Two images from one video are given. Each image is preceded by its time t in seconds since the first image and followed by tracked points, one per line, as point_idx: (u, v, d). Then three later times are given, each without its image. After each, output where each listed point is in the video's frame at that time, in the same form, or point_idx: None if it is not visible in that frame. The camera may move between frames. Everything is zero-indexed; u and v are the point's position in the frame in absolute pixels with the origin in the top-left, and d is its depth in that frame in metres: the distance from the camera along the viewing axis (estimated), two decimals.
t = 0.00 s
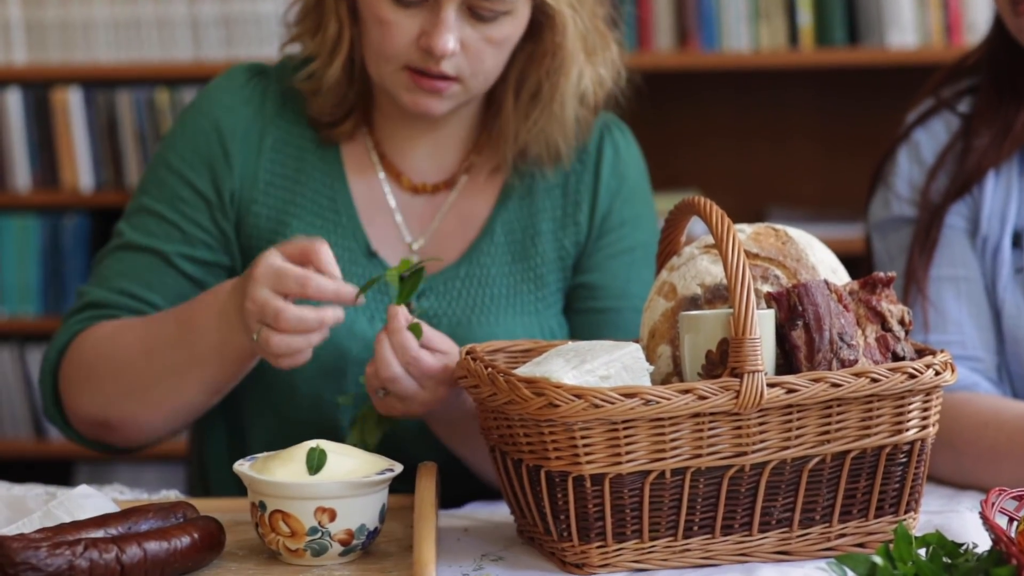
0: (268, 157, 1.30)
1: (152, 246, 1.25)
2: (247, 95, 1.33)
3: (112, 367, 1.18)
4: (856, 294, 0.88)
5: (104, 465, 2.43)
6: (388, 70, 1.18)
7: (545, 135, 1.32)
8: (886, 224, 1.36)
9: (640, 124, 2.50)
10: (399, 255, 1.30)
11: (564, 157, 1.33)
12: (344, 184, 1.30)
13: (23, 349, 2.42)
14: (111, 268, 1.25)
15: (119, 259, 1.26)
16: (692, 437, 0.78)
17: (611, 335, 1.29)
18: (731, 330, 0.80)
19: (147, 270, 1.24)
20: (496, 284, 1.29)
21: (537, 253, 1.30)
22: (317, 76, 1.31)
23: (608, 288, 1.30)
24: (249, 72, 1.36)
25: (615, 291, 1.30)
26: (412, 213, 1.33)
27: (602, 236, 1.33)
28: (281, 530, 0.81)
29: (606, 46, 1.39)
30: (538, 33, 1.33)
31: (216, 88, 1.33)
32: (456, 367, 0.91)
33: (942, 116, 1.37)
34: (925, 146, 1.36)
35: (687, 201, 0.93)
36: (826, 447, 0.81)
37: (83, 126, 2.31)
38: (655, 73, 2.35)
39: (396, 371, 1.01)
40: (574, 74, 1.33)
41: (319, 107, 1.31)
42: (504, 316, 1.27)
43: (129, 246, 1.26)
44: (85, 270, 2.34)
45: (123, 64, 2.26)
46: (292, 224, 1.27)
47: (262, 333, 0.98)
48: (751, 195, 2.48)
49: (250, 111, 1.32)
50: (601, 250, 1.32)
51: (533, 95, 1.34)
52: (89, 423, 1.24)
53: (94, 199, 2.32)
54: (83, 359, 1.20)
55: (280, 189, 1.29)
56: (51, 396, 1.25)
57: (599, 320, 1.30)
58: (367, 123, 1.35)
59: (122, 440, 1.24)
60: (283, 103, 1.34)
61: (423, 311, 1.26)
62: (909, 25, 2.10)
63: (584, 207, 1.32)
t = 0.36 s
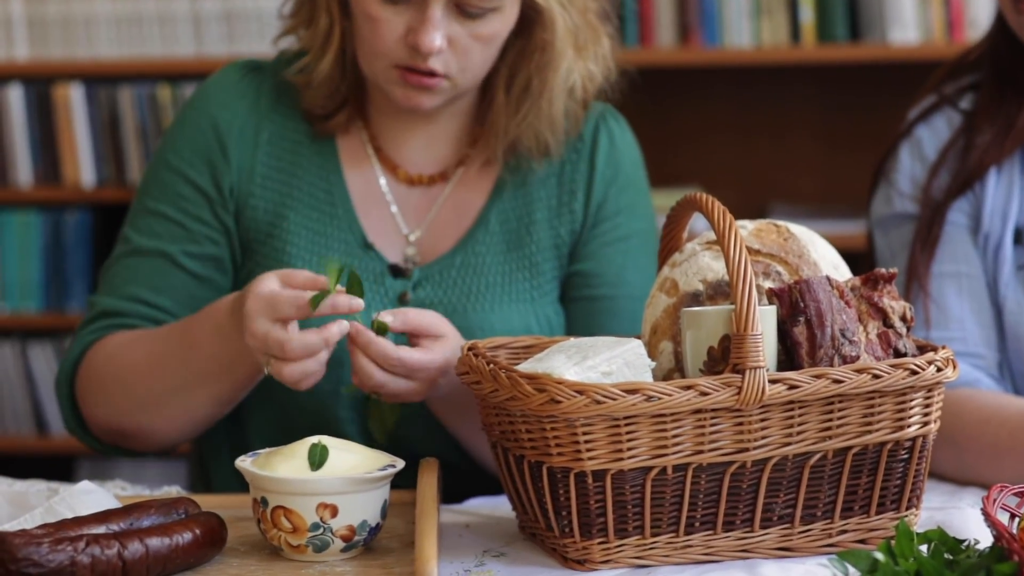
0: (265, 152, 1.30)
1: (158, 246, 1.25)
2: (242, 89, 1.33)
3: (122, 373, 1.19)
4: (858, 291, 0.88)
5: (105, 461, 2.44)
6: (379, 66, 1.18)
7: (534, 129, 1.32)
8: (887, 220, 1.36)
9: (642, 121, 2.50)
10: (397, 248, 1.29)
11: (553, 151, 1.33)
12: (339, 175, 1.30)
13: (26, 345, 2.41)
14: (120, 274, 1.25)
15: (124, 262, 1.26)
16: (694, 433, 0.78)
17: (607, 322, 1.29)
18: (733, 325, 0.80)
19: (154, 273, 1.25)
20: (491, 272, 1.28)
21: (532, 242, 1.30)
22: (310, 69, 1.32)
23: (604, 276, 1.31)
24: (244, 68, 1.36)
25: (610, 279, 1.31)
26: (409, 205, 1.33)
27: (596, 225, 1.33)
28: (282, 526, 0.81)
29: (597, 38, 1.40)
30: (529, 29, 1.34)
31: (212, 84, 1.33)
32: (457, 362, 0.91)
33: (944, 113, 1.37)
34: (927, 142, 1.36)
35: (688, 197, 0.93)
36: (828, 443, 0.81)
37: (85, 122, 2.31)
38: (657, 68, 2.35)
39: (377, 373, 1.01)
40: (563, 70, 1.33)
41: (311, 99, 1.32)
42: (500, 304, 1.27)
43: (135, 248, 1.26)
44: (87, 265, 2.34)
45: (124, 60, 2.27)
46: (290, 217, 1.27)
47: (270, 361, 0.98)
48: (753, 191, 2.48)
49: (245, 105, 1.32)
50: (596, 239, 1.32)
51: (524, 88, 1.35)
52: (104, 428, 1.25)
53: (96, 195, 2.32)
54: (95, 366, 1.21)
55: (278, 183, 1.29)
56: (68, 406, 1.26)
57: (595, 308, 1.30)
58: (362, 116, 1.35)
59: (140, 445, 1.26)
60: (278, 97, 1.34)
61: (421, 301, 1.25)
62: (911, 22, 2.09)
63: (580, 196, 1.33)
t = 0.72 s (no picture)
0: (261, 151, 1.30)
1: (153, 247, 1.25)
2: (237, 89, 1.33)
3: (118, 374, 1.19)
4: (856, 288, 0.88)
5: (105, 459, 2.44)
6: (376, 62, 1.18)
7: (529, 126, 1.32)
8: (886, 218, 1.36)
9: (641, 119, 2.50)
10: (393, 246, 1.29)
11: (547, 150, 1.34)
12: (335, 174, 1.30)
13: (24, 344, 2.41)
14: (115, 274, 1.25)
15: (120, 264, 1.26)
16: (693, 431, 0.78)
17: (602, 318, 1.29)
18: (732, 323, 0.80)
19: (149, 272, 1.24)
20: (484, 269, 1.28)
21: (525, 238, 1.30)
22: (306, 63, 1.32)
23: (595, 270, 1.31)
24: (239, 67, 1.37)
25: (603, 275, 1.31)
26: (404, 204, 1.32)
27: (590, 220, 1.33)
28: (281, 524, 0.81)
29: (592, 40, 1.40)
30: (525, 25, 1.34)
31: (208, 83, 1.33)
32: (456, 360, 0.91)
33: (942, 111, 1.37)
34: (926, 140, 1.36)
35: (687, 196, 0.93)
36: (826, 441, 0.81)
37: (83, 120, 2.31)
38: (656, 66, 2.35)
39: (379, 359, 1.01)
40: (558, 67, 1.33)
41: (307, 95, 1.32)
42: (496, 301, 1.27)
43: (130, 249, 1.26)
44: (86, 264, 2.34)
45: (123, 59, 2.27)
46: (285, 216, 1.27)
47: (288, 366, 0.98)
48: (752, 189, 2.47)
49: (240, 105, 1.32)
50: (591, 234, 1.32)
51: (519, 86, 1.35)
52: (102, 429, 1.24)
53: (95, 193, 2.32)
54: (91, 368, 1.21)
55: (273, 182, 1.29)
56: (65, 407, 1.26)
57: (587, 301, 1.31)
58: (357, 112, 1.36)
59: (140, 446, 1.26)
60: (273, 96, 1.34)
61: (415, 300, 1.25)
62: (909, 20, 2.10)
63: (574, 192, 1.32)
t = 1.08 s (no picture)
0: (260, 149, 1.30)
1: (152, 246, 1.25)
2: (237, 87, 1.33)
3: (118, 371, 1.19)
4: (855, 284, 0.88)
5: (104, 455, 2.44)
6: (376, 58, 1.18)
7: (533, 122, 1.32)
8: (886, 215, 1.36)
9: (640, 115, 2.49)
10: (391, 244, 1.28)
11: (551, 146, 1.33)
12: (334, 174, 1.30)
13: (24, 340, 2.41)
14: (114, 273, 1.26)
15: (120, 263, 1.26)
16: (692, 427, 0.78)
17: (600, 316, 1.29)
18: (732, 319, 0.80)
19: (148, 272, 1.25)
20: (482, 267, 1.28)
21: (524, 237, 1.30)
22: (308, 60, 1.32)
23: (595, 268, 1.31)
24: (239, 65, 1.36)
25: (602, 273, 1.31)
26: (404, 202, 1.32)
27: (590, 219, 1.32)
28: (281, 521, 0.81)
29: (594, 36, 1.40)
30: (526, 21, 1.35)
31: (208, 81, 1.33)
32: (456, 357, 0.91)
33: (941, 107, 1.37)
34: (925, 136, 1.36)
35: (686, 192, 0.93)
36: (825, 437, 0.81)
37: (83, 117, 2.31)
38: (656, 62, 2.35)
39: (425, 324, 0.99)
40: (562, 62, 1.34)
41: (308, 93, 1.32)
42: (494, 300, 1.27)
43: (129, 248, 1.26)
44: (86, 260, 2.34)
45: (123, 55, 2.27)
46: (284, 215, 1.27)
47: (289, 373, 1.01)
48: (751, 185, 2.48)
49: (239, 103, 1.31)
50: (590, 233, 1.32)
51: (520, 83, 1.34)
52: (104, 425, 1.25)
53: (95, 190, 2.32)
54: (92, 366, 1.22)
55: (272, 181, 1.29)
56: (67, 405, 1.26)
57: (585, 301, 1.30)
58: (357, 111, 1.36)
59: (140, 438, 1.26)
60: (273, 94, 1.34)
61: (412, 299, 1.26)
62: (909, 15, 2.10)
63: (573, 190, 1.32)
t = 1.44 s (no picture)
0: (252, 143, 1.29)
1: (146, 242, 1.25)
2: (229, 83, 1.33)
3: (114, 368, 1.19)
4: (855, 282, 0.88)
5: (104, 453, 2.44)
6: (360, 53, 1.18)
7: (520, 114, 1.32)
8: (886, 212, 1.36)
9: (640, 113, 2.49)
10: (387, 238, 1.28)
11: (540, 138, 1.33)
12: (326, 167, 1.29)
13: (24, 338, 2.41)
14: (109, 270, 1.26)
15: (115, 259, 1.26)
16: (692, 425, 0.78)
17: (597, 308, 1.29)
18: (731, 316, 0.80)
19: (143, 268, 1.25)
20: (477, 259, 1.28)
21: (519, 230, 1.30)
22: (292, 58, 1.33)
23: (591, 260, 1.31)
24: (232, 61, 1.36)
25: (598, 264, 1.31)
26: (397, 193, 1.33)
27: (585, 211, 1.32)
28: (281, 519, 0.81)
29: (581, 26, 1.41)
30: (513, 11, 1.33)
31: (201, 77, 1.33)
32: (455, 354, 0.91)
33: (942, 104, 1.37)
34: (925, 134, 1.36)
35: (685, 189, 0.93)
36: (825, 435, 0.81)
37: (83, 115, 2.31)
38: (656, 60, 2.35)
39: (412, 305, 0.98)
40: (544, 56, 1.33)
41: (297, 91, 1.32)
42: (490, 293, 1.27)
43: (124, 244, 1.27)
44: (86, 258, 2.34)
45: (123, 53, 2.27)
46: (276, 208, 1.26)
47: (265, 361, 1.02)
48: (751, 182, 2.47)
49: (231, 99, 1.31)
50: (586, 224, 1.32)
51: (507, 74, 1.34)
52: (102, 421, 1.25)
53: (95, 187, 2.32)
54: (88, 364, 1.22)
55: (265, 174, 1.28)
56: (64, 403, 1.26)
57: (582, 293, 1.30)
58: (349, 105, 1.36)
59: (139, 432, 1.26)
60: (266, 89, 1.34)
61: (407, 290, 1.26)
62: (909, 13, 2.10)
63: (568, 181, 1.32)
